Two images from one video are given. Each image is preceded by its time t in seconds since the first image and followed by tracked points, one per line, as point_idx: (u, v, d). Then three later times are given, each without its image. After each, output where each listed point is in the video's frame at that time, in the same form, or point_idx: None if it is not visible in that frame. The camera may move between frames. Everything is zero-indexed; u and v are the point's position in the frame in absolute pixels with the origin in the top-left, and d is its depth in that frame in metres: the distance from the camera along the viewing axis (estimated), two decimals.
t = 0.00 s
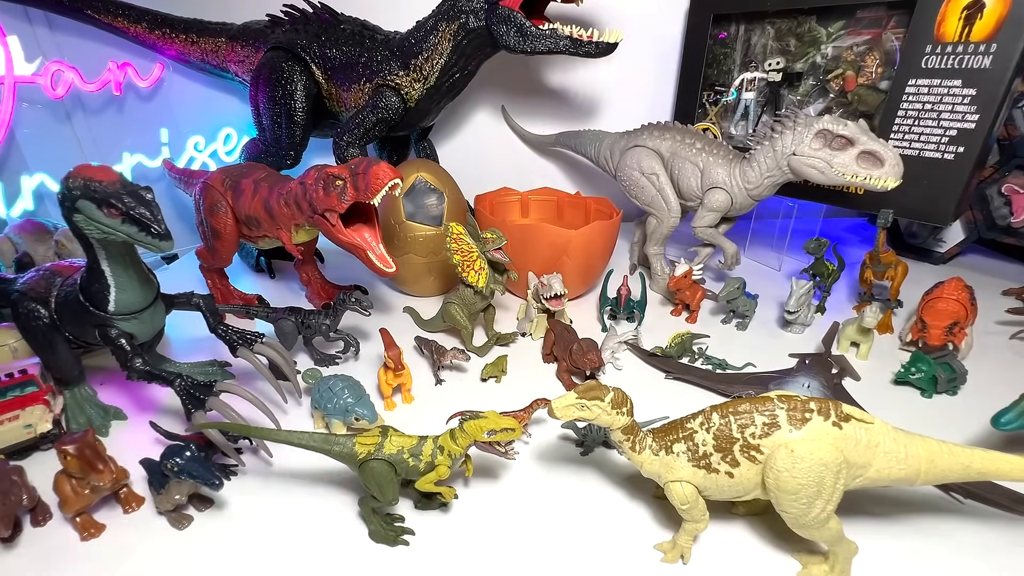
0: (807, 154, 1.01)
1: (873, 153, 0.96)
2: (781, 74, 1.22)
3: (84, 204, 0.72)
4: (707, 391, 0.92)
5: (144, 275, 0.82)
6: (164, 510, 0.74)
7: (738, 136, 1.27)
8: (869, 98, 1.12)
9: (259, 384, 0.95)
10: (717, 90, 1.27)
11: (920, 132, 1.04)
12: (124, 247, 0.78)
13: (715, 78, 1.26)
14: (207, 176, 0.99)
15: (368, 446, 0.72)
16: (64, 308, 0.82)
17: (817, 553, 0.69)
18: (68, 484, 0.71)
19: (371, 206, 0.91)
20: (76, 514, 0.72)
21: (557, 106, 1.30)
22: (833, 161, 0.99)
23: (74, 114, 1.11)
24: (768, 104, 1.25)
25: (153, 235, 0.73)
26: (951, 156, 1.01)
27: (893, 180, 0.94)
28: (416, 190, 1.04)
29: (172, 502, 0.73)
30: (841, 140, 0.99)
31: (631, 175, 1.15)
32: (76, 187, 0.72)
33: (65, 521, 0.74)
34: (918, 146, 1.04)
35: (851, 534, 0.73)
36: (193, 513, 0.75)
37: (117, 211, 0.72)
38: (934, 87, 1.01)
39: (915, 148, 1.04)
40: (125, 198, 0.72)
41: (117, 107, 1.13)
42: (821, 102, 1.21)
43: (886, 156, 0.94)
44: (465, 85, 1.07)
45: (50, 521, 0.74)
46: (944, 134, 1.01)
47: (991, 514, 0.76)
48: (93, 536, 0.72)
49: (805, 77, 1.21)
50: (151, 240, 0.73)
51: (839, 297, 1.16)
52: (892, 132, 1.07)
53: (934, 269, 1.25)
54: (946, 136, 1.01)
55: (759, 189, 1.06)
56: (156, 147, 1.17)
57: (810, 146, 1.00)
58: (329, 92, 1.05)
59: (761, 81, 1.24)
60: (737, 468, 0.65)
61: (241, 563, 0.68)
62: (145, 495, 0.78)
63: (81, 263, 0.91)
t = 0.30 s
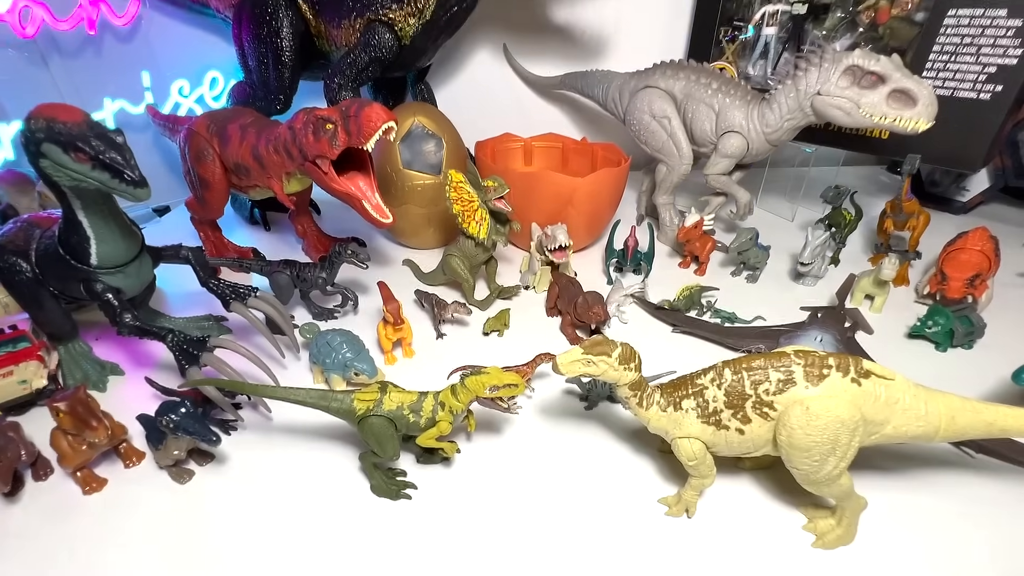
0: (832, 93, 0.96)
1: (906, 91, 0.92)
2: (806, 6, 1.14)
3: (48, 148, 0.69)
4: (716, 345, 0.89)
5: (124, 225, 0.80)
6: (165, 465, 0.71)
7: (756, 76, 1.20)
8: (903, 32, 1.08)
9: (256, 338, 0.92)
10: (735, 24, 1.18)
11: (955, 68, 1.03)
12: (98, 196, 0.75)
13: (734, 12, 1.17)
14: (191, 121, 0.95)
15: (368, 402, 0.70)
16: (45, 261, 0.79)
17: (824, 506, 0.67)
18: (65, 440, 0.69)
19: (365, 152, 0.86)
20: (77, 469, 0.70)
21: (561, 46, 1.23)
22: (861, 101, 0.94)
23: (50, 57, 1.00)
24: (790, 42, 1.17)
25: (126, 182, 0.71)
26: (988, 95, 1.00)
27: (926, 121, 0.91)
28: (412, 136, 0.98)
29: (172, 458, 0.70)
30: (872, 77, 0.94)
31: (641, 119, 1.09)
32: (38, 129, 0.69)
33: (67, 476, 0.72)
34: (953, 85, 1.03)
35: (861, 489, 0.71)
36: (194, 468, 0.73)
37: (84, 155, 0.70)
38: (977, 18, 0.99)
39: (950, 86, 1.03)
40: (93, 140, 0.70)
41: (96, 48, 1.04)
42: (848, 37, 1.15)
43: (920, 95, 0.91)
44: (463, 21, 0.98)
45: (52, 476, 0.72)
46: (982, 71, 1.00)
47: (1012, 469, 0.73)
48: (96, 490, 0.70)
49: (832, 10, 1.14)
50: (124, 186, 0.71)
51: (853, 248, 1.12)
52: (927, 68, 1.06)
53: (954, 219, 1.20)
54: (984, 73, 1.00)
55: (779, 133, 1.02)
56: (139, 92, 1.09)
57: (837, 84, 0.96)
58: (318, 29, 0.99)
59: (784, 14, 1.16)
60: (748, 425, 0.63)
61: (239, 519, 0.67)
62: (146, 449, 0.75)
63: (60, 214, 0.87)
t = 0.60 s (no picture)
0: (843, 72, 0.94)
1: (919, 70, 0.89)
2: None
3: (33, 131, 0.68)
4: (720, 332, 0.88)
5: (115, 211, 0.78)
6: (164, 453, 0.70)
7: (763, 56, 1.16)
8: (917, 7, 1.04)
9: (255, 325, 0.91)
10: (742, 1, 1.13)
11: (970, 46, 1.00)
12: (87, 182, 0.74)
13: None
14: (184, 104, 0.93)
15: (366, 391, 0.69)
16: (37, 248, 0.78)
17: (827, 495, 0.66)
18: (62, 429, 0.68)
19: (362, 135, 0.84)
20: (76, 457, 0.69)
21: (563, 24, 1.20)
22: (872, 81, 0.92)
23: (40, 37, 0.98)
24: (799, 19, 1.14)
25: (114, 166, 0.70)
26: (1002, 74, 0.99)
27: (938, 102, 0.89)
28: (410, 118, 0.97)
29: (170, 446, 0.69)
30: (884, 55, 0.92)
31: (644, 99, 1.06)
32: (22, 112, 0.68)
33: (67, 464, 0.71)
34: (966, 64, 1.01)
35: (866, 478, 0.70)
36: (194, 456, 0.72)
37: (70, 140, 0.68)
38: None
39: (964, 65, 1.01)
40: (78, 124, 0.69)
41: (86, 27, 1.01)
42: (859, 14, 1.11)
43: (934, 74, 0.88)
44: None
45: (52, 464, 0.72)
46: (997, 49, 0.98)
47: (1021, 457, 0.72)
48: (96, 479, 0.70)
49: None
50: (112, 171, 0.70)
51: (860, 233, 1.10)
52: (940, 45, 1.02)
53: (963, 202, 1.18)
54: (999, 51, 0.98)
55: (786, 114, 1.00)
56: (131, 73, 1.07)
57: (848, 63, 0.93)
58: (312, 7, 0.96)
59: None
60: (752, 414, 0.62)
61: (237, 507, 0.66)
62: (146, 437, 0.74)
63: (50, 199, 0.86)
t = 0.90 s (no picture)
0: (846, 62, 0.93)
1: (923, 60, 0.89)
2: None
3: (30, 124, 0.68)
4: (720, 324, 0.88)
5: (114, 204, 0.78)
6: (166, 445, 0.70)
7: (766, 45, 1.16)
8: None
9: (255, 317, 0.91)
10: None
11: (974, 36, 1.00)
12: (86, 174, 0.74)
13: None
14: (181, 95, 0.92)
15: (367, 384, 0.69)
16: (36, 242, 0.78)
17: (826, 487, 0.67)
18: (64, 422, 0.68)
19: (361, 126, 0.84)
20: (79, 450, 0.69)
21: (564, 15, 1.19)
22: (876, 71, 0.91)
23: (36, 28, 0.97)
24: (803, 8, 1.13)
25: (112, 159, 0.70)
26: (1007, 65, 0.98)
27: (943, 93, 0.88)
28: (410, 109, 0.97)
29: (172, 438, 0.69)
30: (889, 45, 0.91)
31: (645, 90, 1.06)
32: (18, 104, 0.67)
33: (70, 456, 0.71)
34: (971, 54, 1.00)
35: (865, 470, 0.70)
36: (196, 449, 0.72)
37: (67, 132, 0.68)
38: None
39: (968, 56, 1.01)
40: (76, 116, 0.68)
41: (82, 18, 1.00)
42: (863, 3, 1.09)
43: (938, 65, 0.88)
44: None
45: (55, 456, 0.72)
46: (1002, 39, 0.97)
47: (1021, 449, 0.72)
48: (99, 471, 0.70)
49: None
50: (110, 164, 0.70)
51: (861, 225, 1.10)
52: (944, 36, 1.02)
53: (965, 194, 1.18)
54: (1005, 41, 0.97)
55: (788, 105, 0.99)
56: (129, 64, 1.06)
57: (852, 53, 0.93)
58: None
59: None
60: (753, 407, 0.62)
61: (238, 499, 0.66)
62: (148, 430, 0.74)
63: (48, 192, 0.85)
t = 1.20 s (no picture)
0: (847, 59, 0.93)
1: (925, 56, 0.89)
2: None
3: (30, 121, 0.67)
4: (720, 321, 0.88)
5: (114, 201, 0.78)
6: (167, 442, 0.71)
7: (767, 41, 1.15)
8: None
9: (255, 314, 0.91)
10: None
11: (976, 32, 0.99)
12: (87, 171, 0.74)
13: None
14: (181, 92, 0.92)
15: (368, 380, 0.69)
16: (36, 239, 0.78)
17: (826, 483, 0.67)
18: (65, 419, 0.68)
19: (361, 123, 0.83)
20: (80, 446, 0.70)
21: (564, 11, 1.19)
22: (877, 67, 0.91)
23: (35, 24, 0.97)
24: (804, 4, 1.12)
25: (112, 156, 0.70)
26: (1008, 61, 0.98)
27: (944, 89, 0.88)
28: (410, 106, 0.96)
29: (173, 435, 0.69)
30: (890, 41, 0.91)
31: (646, 86, 1.05)
32: (18, 101, 0.67)
33: (71, 453, 0.72)
34: (972, 50, 1.00)
35: (865, 467, 0.70)
36: (196, 445, 0.72)
37: (67, 129, 0.68)
38: None
39: (969, 52, 1.01)
40: (75, 113, 0.68)
41: (81, 14, 1.00)
42: None
43: (940, 61, 0.88)
44: None
45: (56, 453, 0.72)
46: (1004, 35, 0.97)
47: (1021, 446, 0.72)
48: (100, 468, 0.70)
49: None
50: (110, 161, 0.70)
51: (862, 222, 1.10)
52: (946, 31, 1.01)
53: (966, 191, 1.18)
54: (1006, 37, 0.97)
55: (789, 101, 0.99)
56: (128, 60, 1.06)
57: (853, 50, 0.93)
58: None
59: None
60: (753, 403, 0.62)
61: (238, 496, 0.66)
62: (149, 426, 0.75)
63: (48, 189, 0.85)
